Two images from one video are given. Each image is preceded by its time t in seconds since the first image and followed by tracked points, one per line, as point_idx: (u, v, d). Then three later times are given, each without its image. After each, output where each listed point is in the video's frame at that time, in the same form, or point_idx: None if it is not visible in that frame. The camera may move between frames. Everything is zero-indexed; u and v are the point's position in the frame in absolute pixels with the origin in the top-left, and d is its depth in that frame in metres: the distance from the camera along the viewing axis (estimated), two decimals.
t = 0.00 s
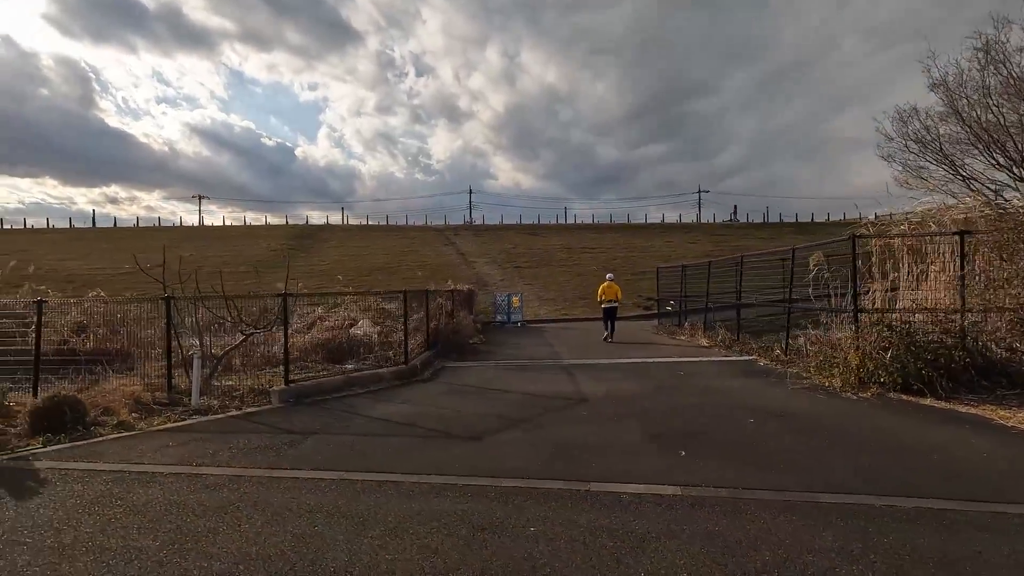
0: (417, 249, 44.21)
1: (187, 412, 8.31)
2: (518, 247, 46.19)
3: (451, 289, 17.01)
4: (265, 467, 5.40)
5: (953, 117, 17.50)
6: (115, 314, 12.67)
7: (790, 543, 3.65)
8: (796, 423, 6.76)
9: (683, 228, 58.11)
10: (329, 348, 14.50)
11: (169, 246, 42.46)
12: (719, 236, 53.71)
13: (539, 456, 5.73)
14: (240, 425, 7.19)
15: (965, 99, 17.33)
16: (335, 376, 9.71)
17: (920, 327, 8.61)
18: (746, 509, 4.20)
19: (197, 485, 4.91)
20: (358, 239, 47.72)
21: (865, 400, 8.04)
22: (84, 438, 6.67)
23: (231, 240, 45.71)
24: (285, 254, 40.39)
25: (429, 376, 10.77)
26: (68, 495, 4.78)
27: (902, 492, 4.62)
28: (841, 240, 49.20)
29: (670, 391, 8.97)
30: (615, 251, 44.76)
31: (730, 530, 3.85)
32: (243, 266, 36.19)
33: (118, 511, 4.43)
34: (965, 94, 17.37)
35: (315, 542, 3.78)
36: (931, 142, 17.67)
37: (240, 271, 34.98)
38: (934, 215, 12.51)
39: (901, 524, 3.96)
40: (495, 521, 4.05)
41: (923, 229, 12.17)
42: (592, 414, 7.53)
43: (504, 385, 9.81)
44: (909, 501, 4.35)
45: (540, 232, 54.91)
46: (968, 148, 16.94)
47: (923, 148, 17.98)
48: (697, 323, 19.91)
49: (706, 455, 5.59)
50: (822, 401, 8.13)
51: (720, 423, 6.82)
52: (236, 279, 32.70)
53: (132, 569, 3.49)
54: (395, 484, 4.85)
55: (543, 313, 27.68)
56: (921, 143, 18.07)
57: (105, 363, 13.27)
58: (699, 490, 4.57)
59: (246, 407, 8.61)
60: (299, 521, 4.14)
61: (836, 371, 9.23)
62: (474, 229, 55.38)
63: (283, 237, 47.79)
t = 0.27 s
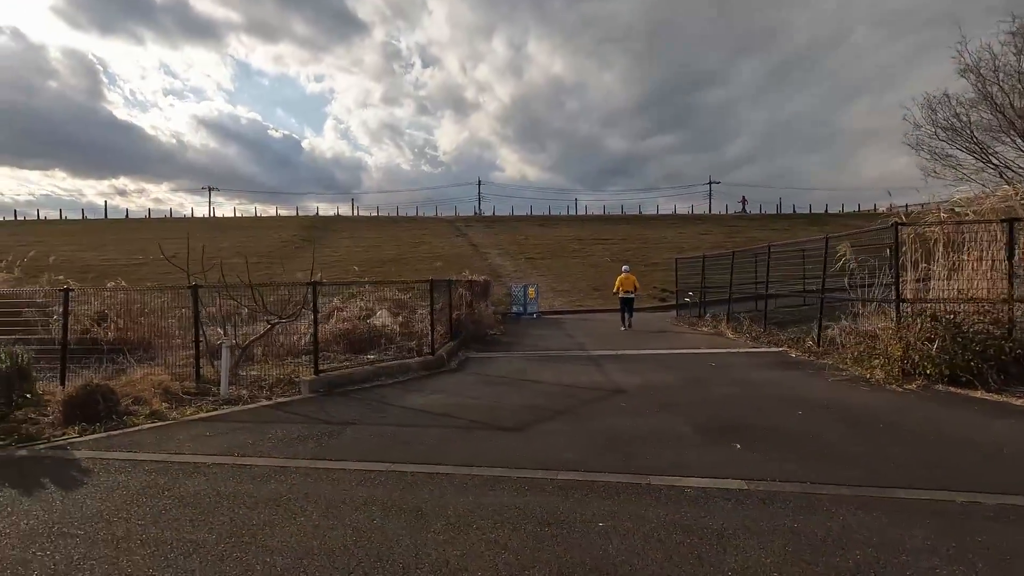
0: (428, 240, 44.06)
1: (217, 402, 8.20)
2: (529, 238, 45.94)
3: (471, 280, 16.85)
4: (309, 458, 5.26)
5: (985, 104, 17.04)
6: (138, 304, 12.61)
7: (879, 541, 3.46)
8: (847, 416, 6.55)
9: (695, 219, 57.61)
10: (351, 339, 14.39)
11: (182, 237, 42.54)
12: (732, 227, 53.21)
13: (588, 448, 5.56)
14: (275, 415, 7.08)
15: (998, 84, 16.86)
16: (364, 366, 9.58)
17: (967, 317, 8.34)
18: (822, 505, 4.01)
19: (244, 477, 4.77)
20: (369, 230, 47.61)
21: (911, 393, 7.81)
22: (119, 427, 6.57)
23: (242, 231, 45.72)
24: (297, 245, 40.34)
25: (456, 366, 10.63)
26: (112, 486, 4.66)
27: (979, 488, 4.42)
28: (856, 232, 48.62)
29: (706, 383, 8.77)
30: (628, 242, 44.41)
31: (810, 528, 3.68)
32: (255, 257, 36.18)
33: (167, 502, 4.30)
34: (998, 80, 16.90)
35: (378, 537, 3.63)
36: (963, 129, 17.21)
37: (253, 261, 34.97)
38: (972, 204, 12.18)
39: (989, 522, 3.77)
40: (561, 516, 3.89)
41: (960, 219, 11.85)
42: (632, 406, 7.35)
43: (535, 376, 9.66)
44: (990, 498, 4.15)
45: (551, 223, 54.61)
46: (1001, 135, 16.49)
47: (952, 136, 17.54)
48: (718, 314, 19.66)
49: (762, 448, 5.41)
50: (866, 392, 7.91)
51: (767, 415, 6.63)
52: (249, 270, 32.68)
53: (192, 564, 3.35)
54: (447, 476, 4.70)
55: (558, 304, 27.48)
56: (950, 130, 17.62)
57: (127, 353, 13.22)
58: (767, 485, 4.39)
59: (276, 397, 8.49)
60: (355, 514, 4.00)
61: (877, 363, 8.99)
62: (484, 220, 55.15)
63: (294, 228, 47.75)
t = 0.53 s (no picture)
0: (439, 234, 43.92)
1: (246, 399, 8.11)
2: (540, 232, 45.74)
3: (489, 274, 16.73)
4: (353, 459, 5.14)
5: (1014, 95, 16.67)
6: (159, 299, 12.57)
7: (968, 554, 3.31)
8: (896, 416, 6.38)
9: (706, 213, 57.18)
10: (370, 334, 14.30)
11: (193, 230, 42.62)
12: (743, 221, 52.77)
13: (637, 450, 5.42)
14: (309, 413, 6.98)
15: None
16: (391, 363, 9.47)
17: (1013, 315, 8.13)
18: (898, 513, 3.86)
19: (291, 478, 4.66)
20: (379, 224, 47.53)
21: (956, 392, 7.62)
22: (154, 425, 6.50)
23: (253, 225, 45.74)
24: (308, 239, 40.33)
25: (482, 362, 10.52)
26: (158, 488, 4.56)
27: None
28: (870, 225, 48.11)
29: (741, 381, 8.61)
30: (639, 236, 44.14)
31: (892, 538, 3.53)
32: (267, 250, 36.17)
33: (217, 505, 4.19)
34: None
35: (442, 545, 3.50)
36: (992, 120, 16.84)
37: (265, 254, 34.98)
38: (1007, 199, 11.91)
39: None
40: (628, 523, 3.75)
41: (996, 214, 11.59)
42: (671, 404, 7.20)
43: (564, 373, 9.53)
44: None
45: (560, 217, 54.35)
46: None
47: (980, 128, 17.19)
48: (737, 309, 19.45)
49: (818, 451, 5.25)
50: (909, 392, 7.72)
51: (814, 416, 6.47)
52: (262, 263, 32.70)
53: (255, 573, 3.24)
54: (500, 479, 4.58)
55: (572, 299, 27.32)
56: (978, 122, 17.28)
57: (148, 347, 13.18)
58: (834, 491, 4.24)
59: (305, 394, 8.40)
60: (414, 519, 3.88)
61: (917, 361, 8.80)
62: (494, 213, 54.96)
63: (304, 222, 47.75)
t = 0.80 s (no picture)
0: (449, 229, 43.85)
1: (277, 393, 8.05)
2: (550, 227, 45.57)
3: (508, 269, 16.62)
4: (400, 454, 5.04)
5: None
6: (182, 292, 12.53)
7: None
8: (947, 413, 6.21)
9: (717, 208, 56.82)
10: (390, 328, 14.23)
11: (205, 226, 42.71)
12: (755, 216, 52.41)
13: (687, 446, 5.30)
14: (345, 407, 6.90)
15: None
16: (419, 357, 9.38)
17: None
18: (976, 512, 3.73)
19: (340, 473, 4.56)
20: (390, 219, 47.49)
21: (1002, 387, 7.44)
22: (190, 418, 6.44)
23: (263, 220, 45.79)
24: (319, 234, 40.33)
25: (508, 357, 10.42)
26: (205, 482, 4.47)
27: None
28: (884, 220, 47.64)
29: (777, 376, 8.47)
30: (650, 231, 43.89)
31: (977, 537, 3.40)
32: (279, 245, 36.18)
33: (270, 500, 4.09)
34: None
35: (511, 542, 3.39)
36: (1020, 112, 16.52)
37: (277, 249, 34.99)
38: None
39: None
40: (697, 521, 3.63)
41: None
42: (711, 399, 7.07)
43: (594, 368, 9.41)
44: None
45: (570, 212, 54.18)
46: None
47: (1008, 119, 16.85)
48: (756, 304, 19.26)
49: (875, 447, 5.12)
50: (953, 387, 7.55)
51: (860, 412, 6.32)
52: (275, 258, 32.71)
53: (324, 570, 3.14)
54: (554, 475, 4.47)
55: (585, 294, 27.17)
56: (1007, 114, 16.93)
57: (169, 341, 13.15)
58: (904, 489, 4.11)
59: (335, 388, 8.33)
60: (475, 515, 3.77)
61: (957, 357, 8.60)
62: (504, 209, 54.82)
63: (314, 217, 47.75)
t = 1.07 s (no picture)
0: (465, 226, 43.77)
1: (312, 392, 8.01)
2: (566, 224, 45.32)
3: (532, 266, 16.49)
4: (450, 458, 4.94)
5: None
6: (210, 290, 12.56)
7: None
8: (1009, 419, 6.00)
9: (735, 204, 56.17)
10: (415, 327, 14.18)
11: (224, 223, 43.06)
12: (774, 213, 51.74)
13: (743, 451, 5.15)
14: (385, 408, 6.82)
15: None
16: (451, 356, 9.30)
17: None
18: None
19: (394, 477, 4.47)
20: (405, 217, 47.52)
21: None
22: (232, 419, 6.41)
23: (281, 217, 46.06)
24: (336, 232, 40.47)
25: (539, 356, 10.29)
26: (258, 484, 4.40)
27: None
28: (907, 217, 46.79)
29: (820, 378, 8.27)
30: (667, 228, 43.48)
31: None
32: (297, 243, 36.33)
33: (326, 504, 4.01)
34: None
35: (585, 553, 3.27)
36: None
37: (296, 246, 35.15)
38: None
39: None
40: (775, 533, 3.49)
41: None
42: (757, 402, 6.90)
43: (628, 368, 9.26)
44: None
45: (586, 209, 53.85)
46: None
47: None
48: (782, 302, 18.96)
49: (943, 455, 4.93)
50: (1008, 391, 7.31)
51: (918, 417, 6.12)
52: (293, 256, 32.85)
53: None
54: (614, 481, 4.34)
55: (604, 292, 26.96)
56: None
57: (196, 339, 13.19)
58: (986, 501, 3.94)
59: (370, 387, 8.28)
60: (541, 524, 3.65)
61: (1009, 360, 8.33)
62: (519, 206, 54.66)
63: (331, 215, 47.95)
